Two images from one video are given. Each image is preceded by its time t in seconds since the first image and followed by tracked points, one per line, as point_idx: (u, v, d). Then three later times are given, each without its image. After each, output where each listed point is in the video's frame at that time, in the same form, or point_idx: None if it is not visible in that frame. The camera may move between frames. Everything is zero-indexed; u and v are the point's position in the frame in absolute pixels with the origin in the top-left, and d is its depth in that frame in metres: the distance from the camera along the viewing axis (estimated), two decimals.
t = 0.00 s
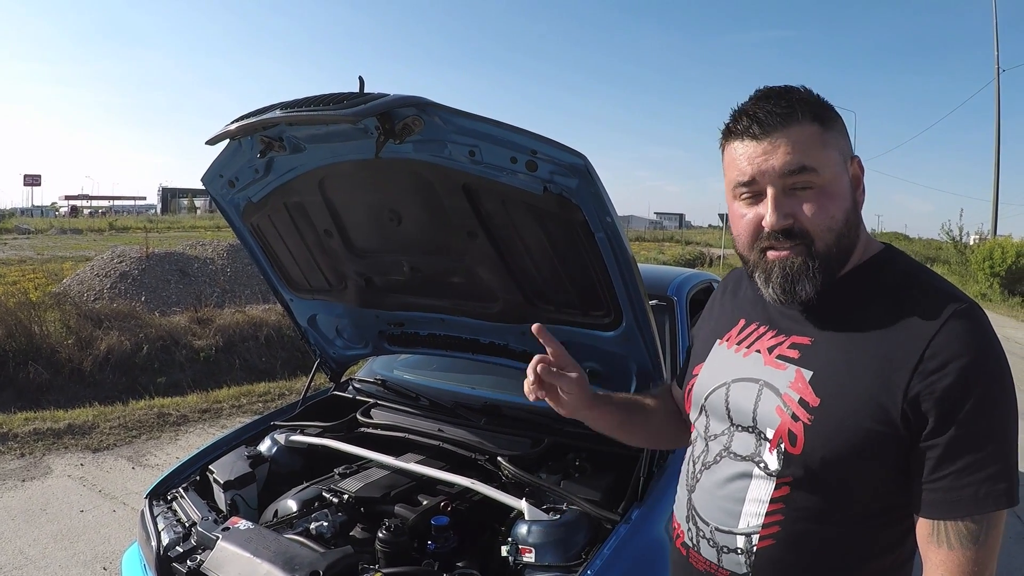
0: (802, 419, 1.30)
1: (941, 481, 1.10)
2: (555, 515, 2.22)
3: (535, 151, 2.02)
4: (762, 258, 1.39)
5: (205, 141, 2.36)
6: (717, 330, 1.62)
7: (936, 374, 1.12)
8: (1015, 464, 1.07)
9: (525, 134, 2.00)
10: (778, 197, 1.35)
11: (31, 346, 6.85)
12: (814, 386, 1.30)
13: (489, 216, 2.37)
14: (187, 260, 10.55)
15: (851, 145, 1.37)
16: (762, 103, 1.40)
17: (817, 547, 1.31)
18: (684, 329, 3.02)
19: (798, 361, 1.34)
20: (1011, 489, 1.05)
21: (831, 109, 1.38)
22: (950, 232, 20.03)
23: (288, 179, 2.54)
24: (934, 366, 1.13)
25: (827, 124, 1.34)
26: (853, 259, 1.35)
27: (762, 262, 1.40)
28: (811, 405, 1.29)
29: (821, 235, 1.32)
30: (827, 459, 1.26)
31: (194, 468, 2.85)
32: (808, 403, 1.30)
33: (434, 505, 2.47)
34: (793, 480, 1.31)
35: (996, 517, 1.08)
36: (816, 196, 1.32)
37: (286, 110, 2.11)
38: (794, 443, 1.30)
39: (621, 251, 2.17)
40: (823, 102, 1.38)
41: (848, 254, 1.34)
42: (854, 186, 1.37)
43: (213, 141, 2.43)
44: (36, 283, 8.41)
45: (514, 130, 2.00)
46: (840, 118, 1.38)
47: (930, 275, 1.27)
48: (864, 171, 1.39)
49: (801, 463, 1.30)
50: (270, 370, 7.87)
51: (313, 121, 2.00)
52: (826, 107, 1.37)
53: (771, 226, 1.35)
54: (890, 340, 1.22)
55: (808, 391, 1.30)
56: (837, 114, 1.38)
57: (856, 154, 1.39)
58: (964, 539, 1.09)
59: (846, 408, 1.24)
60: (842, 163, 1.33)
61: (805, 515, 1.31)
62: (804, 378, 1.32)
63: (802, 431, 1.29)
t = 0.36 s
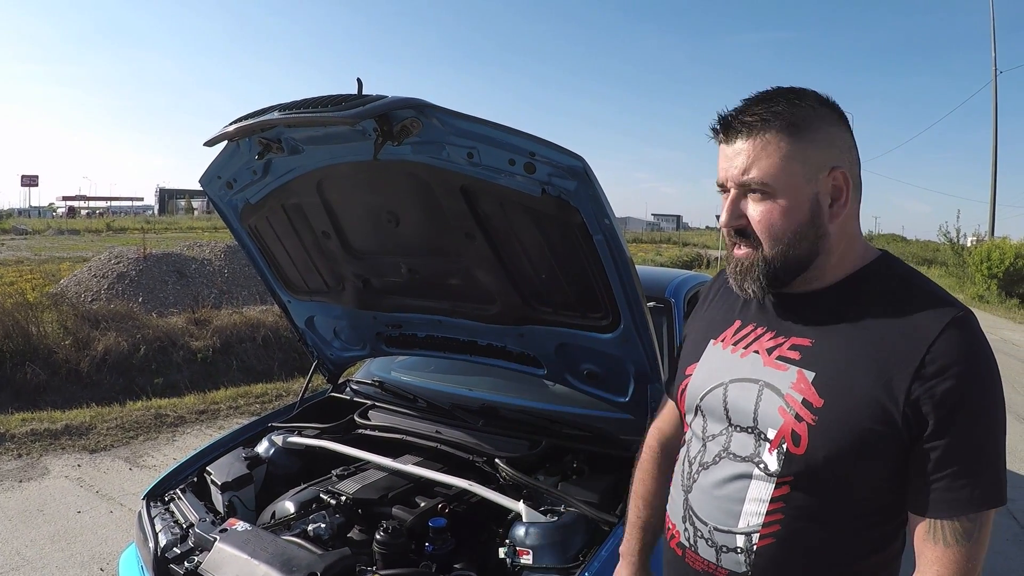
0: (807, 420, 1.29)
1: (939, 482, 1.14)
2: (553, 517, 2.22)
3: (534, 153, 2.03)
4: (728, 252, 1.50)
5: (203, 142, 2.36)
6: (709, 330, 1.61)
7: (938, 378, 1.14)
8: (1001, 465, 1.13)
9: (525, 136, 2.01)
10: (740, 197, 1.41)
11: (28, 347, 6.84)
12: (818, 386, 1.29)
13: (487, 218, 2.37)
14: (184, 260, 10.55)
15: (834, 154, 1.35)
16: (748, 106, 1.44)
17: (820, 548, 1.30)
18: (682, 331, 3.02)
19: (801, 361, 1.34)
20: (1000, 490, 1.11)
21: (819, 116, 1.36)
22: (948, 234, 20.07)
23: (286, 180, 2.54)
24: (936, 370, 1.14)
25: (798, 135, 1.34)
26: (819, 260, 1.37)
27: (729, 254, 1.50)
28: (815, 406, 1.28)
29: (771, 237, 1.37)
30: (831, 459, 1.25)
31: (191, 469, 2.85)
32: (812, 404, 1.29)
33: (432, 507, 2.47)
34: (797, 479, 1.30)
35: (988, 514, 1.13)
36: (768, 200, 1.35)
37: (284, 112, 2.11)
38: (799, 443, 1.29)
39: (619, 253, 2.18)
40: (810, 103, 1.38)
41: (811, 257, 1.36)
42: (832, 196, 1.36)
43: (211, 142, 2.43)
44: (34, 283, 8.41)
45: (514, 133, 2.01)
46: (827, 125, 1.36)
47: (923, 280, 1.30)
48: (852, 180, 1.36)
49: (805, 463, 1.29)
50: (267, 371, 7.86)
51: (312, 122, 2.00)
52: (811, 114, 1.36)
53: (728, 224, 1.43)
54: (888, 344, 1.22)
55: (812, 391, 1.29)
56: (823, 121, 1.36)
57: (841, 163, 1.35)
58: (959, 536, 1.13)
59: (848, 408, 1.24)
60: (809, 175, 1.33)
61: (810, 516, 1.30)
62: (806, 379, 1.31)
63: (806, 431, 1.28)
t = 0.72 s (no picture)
0: (784, 418, 1.30)
1: (918, 487, 1.13)
2: (552, 518, 2.22)
3: (534, 156, 2.04)
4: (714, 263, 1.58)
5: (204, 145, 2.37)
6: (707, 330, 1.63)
7: (914, 383, 1.13)
8: (990, 471, 1.11)
9: (525, 139, 2.02)
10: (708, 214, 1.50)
11: (27, 348, 6.84)
12: (796, 386, 1.30)
13: (487, 221, 2.38)
14: (184, 262, 10.55)
15: (784, 166, 1.37)
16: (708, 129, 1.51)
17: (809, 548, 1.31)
18: (681, 333, 3.03)
19: (783, 360, 1.35)
20: (985, 497, 1.09)
21: (768, 132, 1.40)
22: (947, 236, 20.08)
23: (286, 183, 2.55)
24: (912, 374, 1.13)
25: (742, 154, 1.40)
26: (782, 271, 1.41)
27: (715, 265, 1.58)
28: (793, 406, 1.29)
29: (728, 252, 1.46)
30: (806, 458, 1.27)
31: (191, 471, 2.85)
32: (790, 404, 1.30)
33: (432, 508, 2.47)
34: (775, 477, 1.32)
35: (970, 522, 1.11)
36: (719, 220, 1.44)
37: (284, 114, 2.12)
38: (775, 441, 1.31)
39: (619, 255, 2.18)
40: (767, 121, 1.41)
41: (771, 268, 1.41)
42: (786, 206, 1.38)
43: (212, 145, 2.44)
44: (33, 285, 8.40)
45: (514, 135, 2.02)
46: (775, 140, 1.39)
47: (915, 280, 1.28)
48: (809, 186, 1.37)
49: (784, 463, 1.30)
50: (267, 373, 7.86)
51: (313, 124, 2.00)
52: (760, 132, 1.40)
53: (698, 237, 1.53)
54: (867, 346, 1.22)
55: (790, 391, 1.31)
56: (772, 136, 1.39)
57: (790, 173, 1.37)
58: (942, 545, 1.12)
59: (824, 408, 1.25)
60: (755, 191, 1.39)
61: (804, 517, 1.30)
62: (787, 378, 1.32)
63: (783, 430, 1.30)
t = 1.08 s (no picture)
0: (758, 414, 1.32)
1: (887, 480, 1.10)
2: (556, 521, 2.22)
3: (538, 158, 2.03)
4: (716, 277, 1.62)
5: (206, 147, 2.37)
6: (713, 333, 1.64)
7: (881, 371, 1.10)
8: (976, 468, 1.03)
9: (528, 141, 2.01)
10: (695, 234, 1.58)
11: (28, 349, 6.83)
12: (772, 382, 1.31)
13: (491, 224, 2.37)
14: (185, 264, 10.55)
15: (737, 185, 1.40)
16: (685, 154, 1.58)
17: (807, 552, 1.29)
18: (683, 335, 3.02)
19: (762, 358, 1.36)
20: (965, 495, 1.03)
21: (723, 154, 1.44)
22: (948, 238, 20.07)
23: (287, 184, 2.55)
24: (880, 364, 1.10)
25: (701, 181, 1.47)
26: (757, 284, 1.44)
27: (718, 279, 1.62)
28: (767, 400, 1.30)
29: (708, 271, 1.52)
30: (778, 453, 1.27)
31: (193, 473, 2.84)
32: (764, 399, 1.31)
33: (435, 511, 2.47)
34: (757, 472, 1.33)
35: (949, 522, 1.06)
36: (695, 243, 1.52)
37: (286, 116, 2.11)
38: (752, 436, 1.33)
39: (623, 258, 2.17)
40: (724, 142, 1.46)
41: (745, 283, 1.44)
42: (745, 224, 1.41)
43: (214, 147, 2.43)
44: (34, 286, 8.39)
45: (517, 137, 2.01)
46: (727, 161, 1.43)
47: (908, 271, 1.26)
48: (763, 202, 1.38)
49: (760, 457, 1.31)
50: (267, 374, 7.86)
51: (316, 126, 1.99)
52: (717, 155, 1.45)
53: (693, 259, 1.61)
54: (840, 336, 1.19)
55: (767, 386, 1.31)
56: (725, 158, 1.43)
57: (742, 191, 1.40)
58: (916, 544, 1.08)
59: (793, 405, 1.25)
60: (714, 214, 1.45)
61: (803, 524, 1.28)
62: (765, 374, 1.33)
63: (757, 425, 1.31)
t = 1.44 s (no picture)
0: (758, 415, 1.31)
1: (884, 480, 1.09)
2: (558, 523, 2.20)
3: (540, 158, 2.02)
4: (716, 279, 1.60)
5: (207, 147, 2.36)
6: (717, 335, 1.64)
7: (877, 372, 1.09)
8: (976, 469, 1.02)
9: (529, 141, 2.00)
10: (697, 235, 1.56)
11: (29, 350, 6.83)
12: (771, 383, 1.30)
13: (493, 225, 2.37)
14: (185, 264, 10.54)
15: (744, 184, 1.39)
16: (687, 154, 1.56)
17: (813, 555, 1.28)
18: (685, 335, 3.01)
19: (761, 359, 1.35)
20: (963, 496, 1.01)
21: (730, 152, 1.43)
22: (948, 239, 20.06)
23: (288, 185, 2.54)
24: (877, 363, 1.10)
25: (707, 179, 1.45)
26: (763, 283, 1.42)
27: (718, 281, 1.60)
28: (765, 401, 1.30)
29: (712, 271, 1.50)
30: (776, 453, 1.26)
31: (193, 474, 2.83)
32: (763, 400, 1.31)
33: (436, 513, 2.46)
34: (757, 473, 1.32)
35: (949, 523, 1.04)
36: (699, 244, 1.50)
37: (288, 116, 2.10)
38: (752, 436, 1.32)
39: (625, 257, 2.16)
40: (730, 141, 1.44)
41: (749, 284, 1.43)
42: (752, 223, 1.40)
43: (214, 147, 2.42)
44: (34, 287, 8.37)
45: (519, 137, 2.00)
46: (734, 159, 1.41)
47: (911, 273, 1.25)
48: (771, 200, 1.37)
49: (757, 457, 1.31)
50: (268, 375, 7.85)
51: (318, 125, 1.98)
52: (723, 154, 1.44)
53: (694, 260, 1.59)
54: (838, 337, 1.19)
55: (766, 387, 1.31)
56: (732, 156, 1.42)
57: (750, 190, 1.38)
58: (914, 545, 1.07)
59: (790, 405, 1.24)
60: (721, 213, 1.43)
61: (807, 527, 1.26)
62: (764, 376, 1.33)
63: (757, 426, 1.31)
